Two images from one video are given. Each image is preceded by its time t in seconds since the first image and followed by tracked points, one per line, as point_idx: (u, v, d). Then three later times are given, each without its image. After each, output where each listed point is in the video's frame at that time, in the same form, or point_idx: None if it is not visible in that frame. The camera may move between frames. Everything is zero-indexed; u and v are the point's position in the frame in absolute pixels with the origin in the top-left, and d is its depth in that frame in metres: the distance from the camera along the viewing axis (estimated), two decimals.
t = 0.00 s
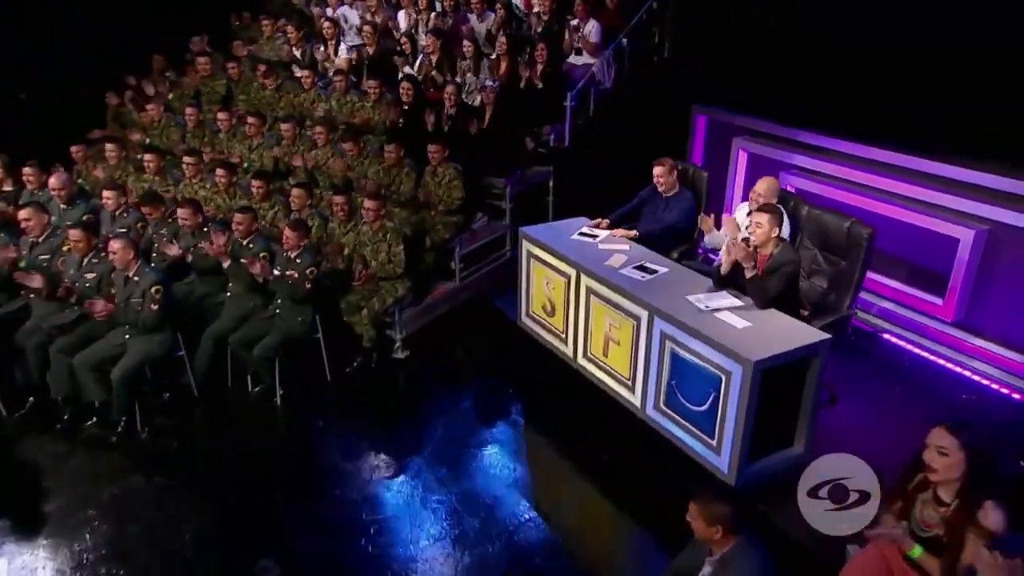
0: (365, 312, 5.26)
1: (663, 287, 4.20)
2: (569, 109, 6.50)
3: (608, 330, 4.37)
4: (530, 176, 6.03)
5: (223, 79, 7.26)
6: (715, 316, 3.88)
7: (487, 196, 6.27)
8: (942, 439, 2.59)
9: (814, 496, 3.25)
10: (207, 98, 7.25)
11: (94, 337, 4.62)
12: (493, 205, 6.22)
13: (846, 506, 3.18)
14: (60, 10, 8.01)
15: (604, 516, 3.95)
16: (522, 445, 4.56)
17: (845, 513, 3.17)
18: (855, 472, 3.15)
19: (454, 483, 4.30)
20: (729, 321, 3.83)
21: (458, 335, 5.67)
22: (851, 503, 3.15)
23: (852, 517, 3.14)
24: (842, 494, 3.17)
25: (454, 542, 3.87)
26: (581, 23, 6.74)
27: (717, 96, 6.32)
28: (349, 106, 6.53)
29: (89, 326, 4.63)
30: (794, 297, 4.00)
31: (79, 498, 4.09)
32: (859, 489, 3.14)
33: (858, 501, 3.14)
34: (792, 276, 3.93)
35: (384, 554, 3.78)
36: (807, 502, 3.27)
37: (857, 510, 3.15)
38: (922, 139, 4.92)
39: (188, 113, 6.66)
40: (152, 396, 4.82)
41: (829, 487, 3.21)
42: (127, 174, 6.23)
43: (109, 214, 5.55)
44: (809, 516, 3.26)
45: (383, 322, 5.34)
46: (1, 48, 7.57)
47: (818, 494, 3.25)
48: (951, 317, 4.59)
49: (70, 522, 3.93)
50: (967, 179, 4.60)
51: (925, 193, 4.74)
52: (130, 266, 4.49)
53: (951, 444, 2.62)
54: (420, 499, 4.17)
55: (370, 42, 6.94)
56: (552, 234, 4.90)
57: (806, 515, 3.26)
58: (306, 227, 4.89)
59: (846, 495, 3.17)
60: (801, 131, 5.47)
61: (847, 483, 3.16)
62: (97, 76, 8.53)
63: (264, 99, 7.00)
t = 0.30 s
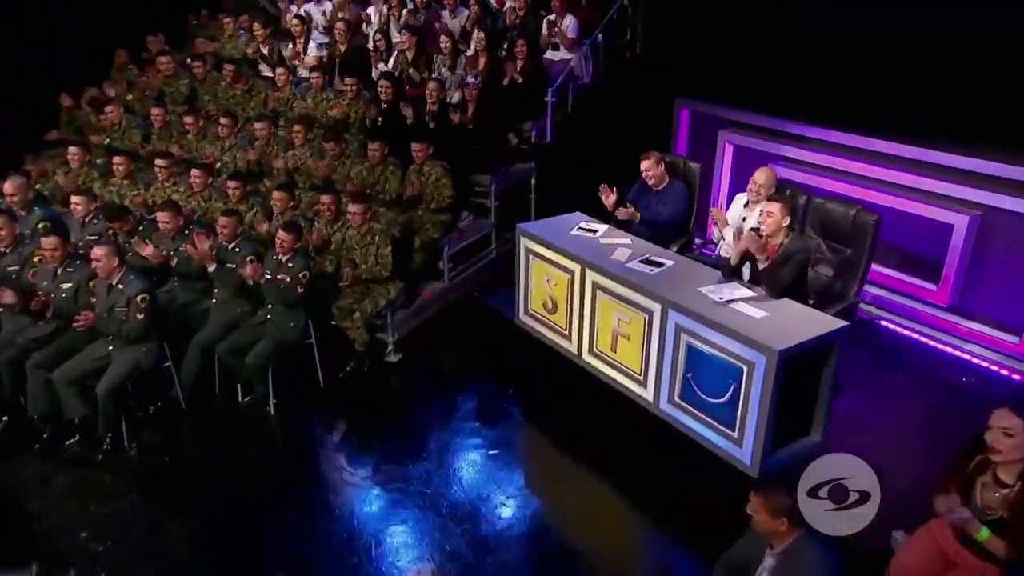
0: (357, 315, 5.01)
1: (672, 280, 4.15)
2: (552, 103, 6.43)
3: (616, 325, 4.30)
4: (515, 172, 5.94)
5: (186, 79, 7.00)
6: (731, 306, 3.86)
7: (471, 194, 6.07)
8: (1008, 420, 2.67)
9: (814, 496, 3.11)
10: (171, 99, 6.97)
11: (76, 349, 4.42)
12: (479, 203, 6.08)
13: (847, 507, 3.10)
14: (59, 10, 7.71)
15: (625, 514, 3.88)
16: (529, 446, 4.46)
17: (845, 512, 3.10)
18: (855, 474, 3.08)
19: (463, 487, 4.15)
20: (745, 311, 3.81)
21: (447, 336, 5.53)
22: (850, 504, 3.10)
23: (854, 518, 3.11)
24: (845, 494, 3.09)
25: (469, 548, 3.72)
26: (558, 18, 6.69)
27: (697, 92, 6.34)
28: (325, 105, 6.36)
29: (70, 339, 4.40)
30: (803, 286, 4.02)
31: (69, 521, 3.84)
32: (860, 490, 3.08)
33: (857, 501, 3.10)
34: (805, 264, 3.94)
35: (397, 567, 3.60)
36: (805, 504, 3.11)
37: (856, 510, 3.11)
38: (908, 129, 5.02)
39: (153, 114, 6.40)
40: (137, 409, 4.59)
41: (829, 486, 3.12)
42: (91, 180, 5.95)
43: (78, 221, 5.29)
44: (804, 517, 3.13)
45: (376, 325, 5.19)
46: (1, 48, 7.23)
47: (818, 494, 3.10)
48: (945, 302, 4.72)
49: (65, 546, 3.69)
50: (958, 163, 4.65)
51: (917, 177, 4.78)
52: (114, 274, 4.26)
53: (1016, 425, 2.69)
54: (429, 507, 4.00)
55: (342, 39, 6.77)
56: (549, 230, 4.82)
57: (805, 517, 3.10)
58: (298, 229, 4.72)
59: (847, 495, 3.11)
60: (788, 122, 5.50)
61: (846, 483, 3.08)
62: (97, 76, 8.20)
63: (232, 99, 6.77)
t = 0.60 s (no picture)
0: (353, 316, 4.89)
1: (682, 269, 4.15)
2: (531, 99, 6.39)
3: (626, 315, 4.28)
4: (500, 168, 5.89)
5: (149, 79, 6.74)
6: (746, 292, 3.87)
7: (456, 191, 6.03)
8: None
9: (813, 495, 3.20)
10: (133, 99, 6.72)
11: (60, 361, 4.25)
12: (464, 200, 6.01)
13: (847, 508, 3.12)
14: (60, 9, 7.64)
15: (649, 503, 3.86)
16: (540, 439, 4.39)
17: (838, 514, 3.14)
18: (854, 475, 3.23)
19: (479, 485, 4.04)
20: (762, 296, 3.82)
21: (439, 335, 5.42)
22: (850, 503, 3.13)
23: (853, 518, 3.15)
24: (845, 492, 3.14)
25: (498, 547, 3.62)
26: (534, 13, 6.64)
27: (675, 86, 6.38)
28: (298, 103, 6.18)
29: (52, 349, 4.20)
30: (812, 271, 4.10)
31: (71, 540, 3.63)
32: (860, 490, 3.18)
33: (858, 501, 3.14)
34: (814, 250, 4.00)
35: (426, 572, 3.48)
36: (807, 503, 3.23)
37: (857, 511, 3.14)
38: (891, 116, 5.14)
39: (119, 114, 6.12)
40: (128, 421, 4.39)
41: (830, 485, 3.19)
42: (56, 185, 5.70)
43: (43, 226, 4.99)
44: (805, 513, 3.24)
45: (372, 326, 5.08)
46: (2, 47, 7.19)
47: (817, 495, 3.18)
48: (935, 284, 4.91)
49: (66, 567, 3.48)
50: (945, 149, 4.78)
51: (905, 163, 4.94)
52: (103, 279, 4.14)
53: None
54: (444, 509, 3.88)
55: (313, 36, 6.58)
56: (550, 222, 4.77)
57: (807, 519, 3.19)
58: (293, 228, 4.61)
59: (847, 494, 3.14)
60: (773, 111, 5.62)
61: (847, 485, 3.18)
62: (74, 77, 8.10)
63: (199, 98, 6.54)
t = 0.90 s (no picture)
0: (343, 314, 4.83)
1: (680, 253, 4.21)
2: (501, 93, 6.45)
3: (626, 301, 4.32)
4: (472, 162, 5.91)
5: (99, 79, 6.44)
6: (749, 272, 3.96)
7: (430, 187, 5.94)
8: None
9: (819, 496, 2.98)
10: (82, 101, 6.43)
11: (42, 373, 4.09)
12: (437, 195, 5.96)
13: (846, 506, 2.79)
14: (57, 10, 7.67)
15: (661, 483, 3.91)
16: (537, 426, 4.38)
17: (848, 513, 2.78)
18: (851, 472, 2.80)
19: (489, 475, 4.01)
20: (764, 276, 3.91)
21: (421, 331, 5.34)
22: (848, 504, 2.78)
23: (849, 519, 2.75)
24: (842, 492, 2.82)
25: (519, 534, 3.60)
26: (498, 7, 6.66)
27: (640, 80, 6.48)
28: (259, 101, 6.00)
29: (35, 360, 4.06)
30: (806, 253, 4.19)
31: (69, 552, 3.52)
32: (858, 490, 2.76)
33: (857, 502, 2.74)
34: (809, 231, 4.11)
35: (451, 563, 3.43)
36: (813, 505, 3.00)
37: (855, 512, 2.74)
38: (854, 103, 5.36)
39: (69, 116, 5.79)
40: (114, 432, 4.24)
41: (834, 484, 2.92)
42: (8, 191, 5.41)
43: None
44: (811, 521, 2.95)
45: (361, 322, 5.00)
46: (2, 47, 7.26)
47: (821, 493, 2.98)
48: (907, 261, 5.26)
49: None
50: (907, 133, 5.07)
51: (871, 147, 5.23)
52: (89, 283, 4.01)
53: None
54: (446, 511, 3.76)
55: (272, 34, 6.37)
56: (540, 213, 4.78)
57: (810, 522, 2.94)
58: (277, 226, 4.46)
59: (845, 492, 2.81)
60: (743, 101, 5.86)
61: (845, 484, 2.82)
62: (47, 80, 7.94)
63: (154, 99, 6.28)
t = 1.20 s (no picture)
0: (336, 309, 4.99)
1: (659, 235, 4.52)
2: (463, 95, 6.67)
3: (610, 283, 4.61)
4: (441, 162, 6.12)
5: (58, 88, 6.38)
6: (725, 250, 4.29)
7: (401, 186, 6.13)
8: None
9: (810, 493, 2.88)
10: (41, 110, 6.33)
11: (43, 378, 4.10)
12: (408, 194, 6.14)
13: (850, 506, 2.82)
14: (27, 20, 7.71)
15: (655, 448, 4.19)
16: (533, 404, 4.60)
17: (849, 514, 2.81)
18: (851, 473, 2.91)
19: (494, 452, 4.21)
20: (738, 252, 4.26)
21: (406, 324, 5.51)
22: (851, 504, 2.82)
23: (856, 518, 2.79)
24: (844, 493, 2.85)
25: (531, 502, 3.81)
26: (455, 13, 6.90)
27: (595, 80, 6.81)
28: (228, 107, 6.06)
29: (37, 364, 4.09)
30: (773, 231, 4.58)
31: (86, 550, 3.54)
32: (859, 491, 2.86)
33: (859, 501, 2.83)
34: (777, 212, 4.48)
35: (472, 532, 3.61)
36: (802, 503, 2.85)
37: (859, 511, 2.80)
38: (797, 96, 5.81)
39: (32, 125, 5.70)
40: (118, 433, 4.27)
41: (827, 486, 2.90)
42: None
43: None
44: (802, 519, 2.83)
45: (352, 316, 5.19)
46: None
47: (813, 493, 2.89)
48: (850, 238, 5.74)
49: None
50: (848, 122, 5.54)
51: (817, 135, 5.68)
52: (90, 285, 4.06)
53: None
54: (454, 491, 3.88)
55: (234, 40, 6.45)
56: (520, 205, 5.02)
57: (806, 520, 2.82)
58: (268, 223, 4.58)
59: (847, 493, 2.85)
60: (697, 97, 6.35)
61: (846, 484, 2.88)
62: None
63: (117, 107, 6.28)
